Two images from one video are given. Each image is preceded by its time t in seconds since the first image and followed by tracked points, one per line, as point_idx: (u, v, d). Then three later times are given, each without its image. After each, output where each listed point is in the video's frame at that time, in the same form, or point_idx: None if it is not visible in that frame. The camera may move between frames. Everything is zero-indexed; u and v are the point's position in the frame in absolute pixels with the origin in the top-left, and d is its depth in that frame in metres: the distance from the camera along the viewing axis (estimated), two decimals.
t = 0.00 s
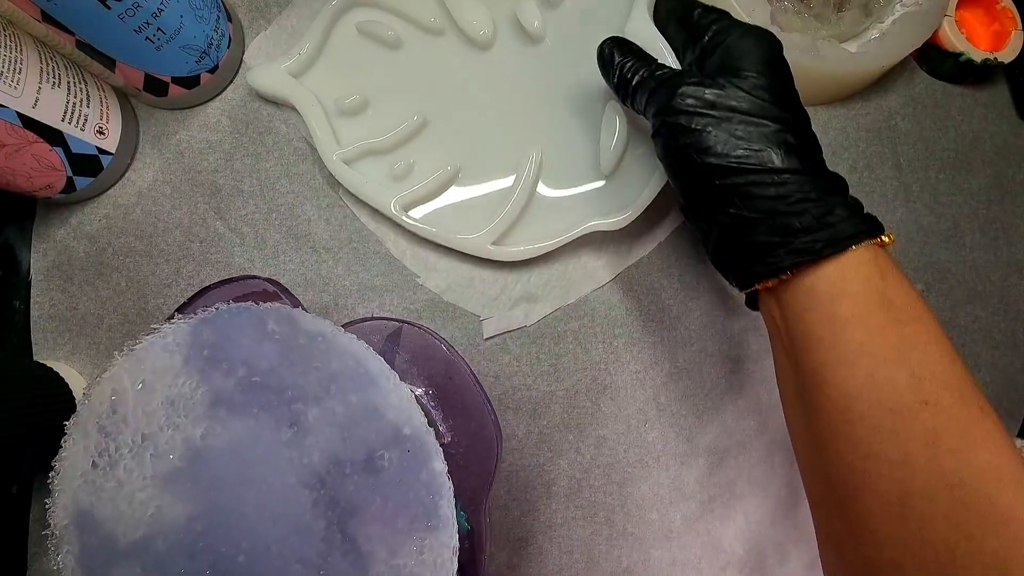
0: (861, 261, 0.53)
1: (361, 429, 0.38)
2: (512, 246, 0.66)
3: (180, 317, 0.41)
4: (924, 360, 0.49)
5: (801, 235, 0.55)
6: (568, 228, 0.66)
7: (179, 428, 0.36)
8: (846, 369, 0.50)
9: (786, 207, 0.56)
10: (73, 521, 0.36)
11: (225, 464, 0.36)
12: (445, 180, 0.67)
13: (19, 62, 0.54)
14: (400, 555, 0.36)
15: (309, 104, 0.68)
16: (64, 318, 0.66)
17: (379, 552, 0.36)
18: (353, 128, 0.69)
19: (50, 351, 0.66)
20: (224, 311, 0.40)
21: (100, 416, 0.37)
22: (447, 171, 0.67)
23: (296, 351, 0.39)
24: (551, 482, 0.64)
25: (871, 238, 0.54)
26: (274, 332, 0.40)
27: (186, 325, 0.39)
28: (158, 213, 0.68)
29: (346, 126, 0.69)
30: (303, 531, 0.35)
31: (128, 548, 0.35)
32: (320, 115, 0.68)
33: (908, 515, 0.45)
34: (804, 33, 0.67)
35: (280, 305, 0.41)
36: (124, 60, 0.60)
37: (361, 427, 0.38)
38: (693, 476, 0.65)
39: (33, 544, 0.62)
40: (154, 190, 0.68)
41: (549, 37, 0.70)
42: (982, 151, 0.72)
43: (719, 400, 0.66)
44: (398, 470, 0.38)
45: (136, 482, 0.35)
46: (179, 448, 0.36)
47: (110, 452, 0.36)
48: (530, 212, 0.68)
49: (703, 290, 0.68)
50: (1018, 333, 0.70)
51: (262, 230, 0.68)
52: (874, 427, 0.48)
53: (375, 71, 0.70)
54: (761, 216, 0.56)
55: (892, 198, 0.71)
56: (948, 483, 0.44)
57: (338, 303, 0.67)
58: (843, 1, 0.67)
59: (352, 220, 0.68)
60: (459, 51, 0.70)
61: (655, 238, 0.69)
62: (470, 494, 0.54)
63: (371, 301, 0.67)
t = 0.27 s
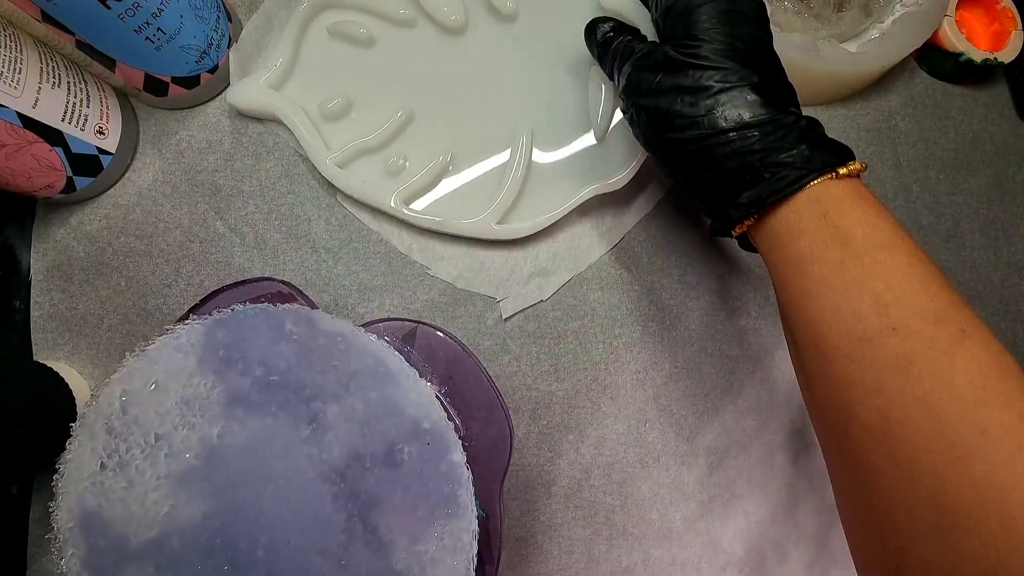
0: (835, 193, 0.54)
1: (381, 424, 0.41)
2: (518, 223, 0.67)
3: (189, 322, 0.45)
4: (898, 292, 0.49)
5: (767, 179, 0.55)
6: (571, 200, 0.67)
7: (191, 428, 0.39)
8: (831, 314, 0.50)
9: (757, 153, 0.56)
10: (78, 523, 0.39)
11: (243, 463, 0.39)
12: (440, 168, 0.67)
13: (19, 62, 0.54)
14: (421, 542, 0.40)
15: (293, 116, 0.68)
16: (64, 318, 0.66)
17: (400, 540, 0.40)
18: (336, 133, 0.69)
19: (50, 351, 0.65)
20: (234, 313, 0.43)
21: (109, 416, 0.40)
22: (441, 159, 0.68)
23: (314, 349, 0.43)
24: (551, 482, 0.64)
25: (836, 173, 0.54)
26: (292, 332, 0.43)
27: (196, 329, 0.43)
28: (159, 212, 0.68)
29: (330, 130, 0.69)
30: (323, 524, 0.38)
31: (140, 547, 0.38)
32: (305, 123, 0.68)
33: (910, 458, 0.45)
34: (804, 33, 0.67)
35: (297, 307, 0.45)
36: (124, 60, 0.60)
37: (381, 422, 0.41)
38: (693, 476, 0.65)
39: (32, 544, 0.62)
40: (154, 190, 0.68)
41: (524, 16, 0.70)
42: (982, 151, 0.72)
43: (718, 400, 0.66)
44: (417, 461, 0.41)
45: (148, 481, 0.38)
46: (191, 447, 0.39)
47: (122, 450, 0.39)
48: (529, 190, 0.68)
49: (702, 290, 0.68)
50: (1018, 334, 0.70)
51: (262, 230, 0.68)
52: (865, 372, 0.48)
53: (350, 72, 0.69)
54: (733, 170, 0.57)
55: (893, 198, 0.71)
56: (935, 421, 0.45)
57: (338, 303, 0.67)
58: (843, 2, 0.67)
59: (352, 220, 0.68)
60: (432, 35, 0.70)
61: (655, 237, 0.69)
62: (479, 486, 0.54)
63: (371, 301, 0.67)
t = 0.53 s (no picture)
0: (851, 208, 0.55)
1: (394, 425, 0.42)
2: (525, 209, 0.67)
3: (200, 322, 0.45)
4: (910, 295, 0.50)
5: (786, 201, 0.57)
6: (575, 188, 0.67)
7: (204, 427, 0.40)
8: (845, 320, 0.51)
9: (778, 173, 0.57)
10: (85, 522, 0.39)
11: (256, 463, 0.40)
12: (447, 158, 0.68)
13: (19, 62, 0.54)
14: (433, 539, 0.41)
15: (296, 116, 0.68)
16: (64, 318, 0.66)
17: (413, 537, 0.40)
18: (338, 131, 0.69)
19: (50, 351, 0.65)
20: (247, 314, 0.44)
21: (119, 415, 0.41)
22: (447, 150, 0.68)
23: (329, 350, 0.44)
24: (552, 482, 0.64)
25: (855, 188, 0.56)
26: (306, 334, 0.44)
27: (208, 329, 0.43)
28: (159, 213, 0.68)
29: (332, 129, 0.69)
30: (336, 522, 0.39)
31: (150, 546, 0.38)
32: (308, 123, 0.68)
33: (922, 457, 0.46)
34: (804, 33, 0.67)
35: (311, 309, 0.45)
36: (124, 60, 0.60)
37: (393, 423, 0.42)
38: (693, 476, 0.65)
39: (32, 544, 0.62)
40: (154, 190, 0.68)
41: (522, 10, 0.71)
42: (982, 151, 0.72)
43: (718, 400, 0.66)
44: (429, 461, 0.42)
45: (159, 480, 0.39)
46: (205, 447, 0.40)
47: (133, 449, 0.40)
48: (533, 180, 0.68)
49: (703, 290, 0.68)
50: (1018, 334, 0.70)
51: (262, 230, 0.68)
52: (879, 377, 0.49)
53: (349, 70, 0.70)
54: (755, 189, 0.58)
55: (893, 198, 0.71)
56: (948, 423, 0.45)
57: (338, 304, 0.67)
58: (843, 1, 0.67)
59: (352, 220, 0.68)
60: (430, 28, 0.70)
61: (654, 238, 0.69)
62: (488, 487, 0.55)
63: (371, 302, 0.67)
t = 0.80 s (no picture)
0: (862, 297, 0.52)
1: (397, 422, 0.42)
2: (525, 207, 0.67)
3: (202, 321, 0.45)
4: (901, 391, 0.49)
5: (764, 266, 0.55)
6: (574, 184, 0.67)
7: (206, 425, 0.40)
8: (848, 430, 0.51)
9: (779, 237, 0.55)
10: (86, 521, 0.39)
11: (260, 460, 0.40)
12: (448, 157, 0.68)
13: (19, 62, 0.54)
14: (437, 534, 0.41)
15: (296, 116, 0.68)
16: (64, 318, 0.66)
17: (416, 533, 0.40)
18: (339, 131, 0.69)
19: (50, 351, 0.65)
20: (251, 313, 0.44)
21: (120, 414, 0.41)
22: (447, 148, 0.68)
23: (334, 348, 0.43)
24: (552, 481, 0.64)
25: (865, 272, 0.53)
26: (310, 332, 0.44)
27: (211, 327, 0.43)
28: (159, 212, 0.68)
29: (333, 130, 0.69)
30: (340, 518, 0.40)
31: (152, 544, 0.39)
32: (308, 122, 0.68)
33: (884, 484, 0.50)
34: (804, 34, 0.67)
35: (315, 307, 0.45)
36: (124, 60, 0.60)
37: (397, 420, 0.42)
38: (693, 475, 0.65)
39: (32, 545, 0.62)
40: (154, 190, 0.68)
41: (522, 9, 0.71)
42: (982, 151, 0.72)
43: (718, 400, 0.66)
44: (432, 457, 0.42)
45: (161, 479, 0.39)
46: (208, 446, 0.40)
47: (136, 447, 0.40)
48: (533, 178, 0.69)
49: (703, 290, 0.68)
50: (1018, 334, 0.70)
51: (262, 229, 0.68)
52: (886, 487, 0.49)
53: (350, 70, 0.70)
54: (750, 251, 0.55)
55: (892, 198, 0.71)
56: (952, 514, 0.46)
57: (338, 304, 0.67)
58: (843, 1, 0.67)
59: (352, 219, 0.68)
60: (431, 28, 0.70)
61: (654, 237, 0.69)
62: (491, 483, 0.54)
63: (371, 301, 0.67)
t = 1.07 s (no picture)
0: (758, 406, 0.55)
1: (407, 423, 0.42)
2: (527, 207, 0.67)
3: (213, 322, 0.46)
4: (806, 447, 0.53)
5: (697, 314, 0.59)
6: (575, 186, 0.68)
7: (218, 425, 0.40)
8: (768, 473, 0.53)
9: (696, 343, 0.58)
10: (92, 522, 0.39)
11: (270, 460, 0.40)
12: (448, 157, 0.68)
13: (19, 62, 0.54)
14: (445, 532, 0.41)
15: (297, 117, 0.67)
16: (64, 317, 0.66)
17: (425, 532, 0.40)
18: (338, 131, 0.69)
19: (51, 351, 0.65)
20: (264, 316, 0.44)
21: (130, 413, 0.41)
22: (448, 149, 0.68)
23: (345, 351, 0.44)
24: (552, 482, 0.64)
25: (764, 377, 0.56)
26: (321, 334, 0.44)
27: (225, 328, 0.43)
28: (159, 212, 0.68)
29: (332, 130, 0.69)
30: (350, 517, 0.39)
31: (161, 545, 0.39)
32: (308, 123, 0.68)
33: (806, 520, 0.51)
34: (804, 33, 0.67)
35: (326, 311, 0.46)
36: (124, 60, 0.60)
37: (406, 421, 0.42)
38: (694, 475, 0.65)
39: (32, 545, 0.62)
40: (154, 190, 0.68)
41: (523, 9, 0.71)
42: (982, 151, 0.72)
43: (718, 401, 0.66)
44: (440, 457, 0.42)
45: (164, 481, 0.39)
46: (219, 446, 0.40)
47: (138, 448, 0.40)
48: (535, 178, 0.69)
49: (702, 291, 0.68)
50: (1018, 334, 0.70)
51: (262, 229, 0.68)
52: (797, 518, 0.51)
53: (350, 70, 0.69)
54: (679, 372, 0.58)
55: (892, 198, 0.71)
56: (840, 537, 0.49)
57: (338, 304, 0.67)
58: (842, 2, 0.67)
59: (353, 220, 0.68)
60: (431, 28, 0.70)
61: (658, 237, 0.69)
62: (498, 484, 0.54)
63: (371, 301, 0.67)
